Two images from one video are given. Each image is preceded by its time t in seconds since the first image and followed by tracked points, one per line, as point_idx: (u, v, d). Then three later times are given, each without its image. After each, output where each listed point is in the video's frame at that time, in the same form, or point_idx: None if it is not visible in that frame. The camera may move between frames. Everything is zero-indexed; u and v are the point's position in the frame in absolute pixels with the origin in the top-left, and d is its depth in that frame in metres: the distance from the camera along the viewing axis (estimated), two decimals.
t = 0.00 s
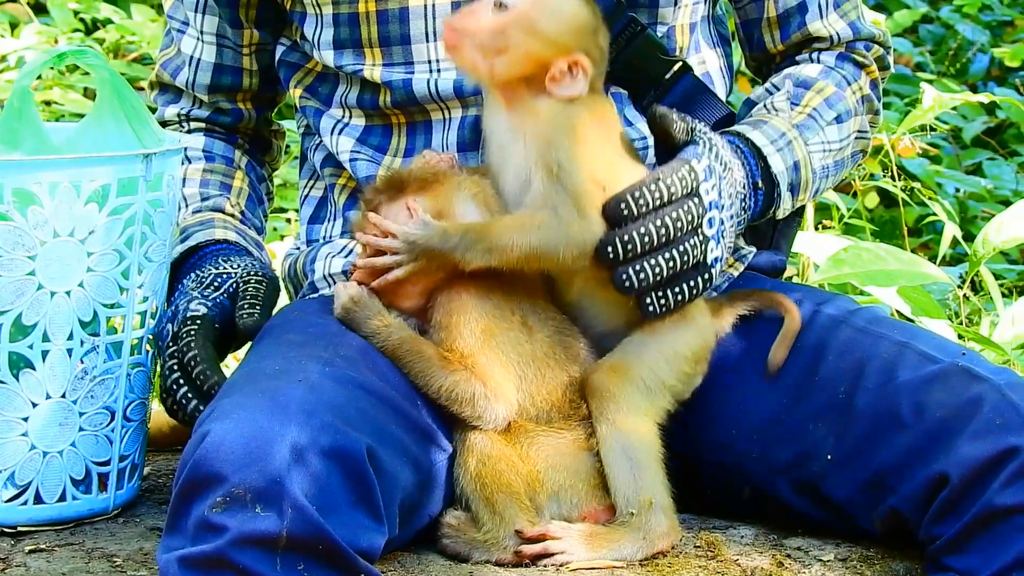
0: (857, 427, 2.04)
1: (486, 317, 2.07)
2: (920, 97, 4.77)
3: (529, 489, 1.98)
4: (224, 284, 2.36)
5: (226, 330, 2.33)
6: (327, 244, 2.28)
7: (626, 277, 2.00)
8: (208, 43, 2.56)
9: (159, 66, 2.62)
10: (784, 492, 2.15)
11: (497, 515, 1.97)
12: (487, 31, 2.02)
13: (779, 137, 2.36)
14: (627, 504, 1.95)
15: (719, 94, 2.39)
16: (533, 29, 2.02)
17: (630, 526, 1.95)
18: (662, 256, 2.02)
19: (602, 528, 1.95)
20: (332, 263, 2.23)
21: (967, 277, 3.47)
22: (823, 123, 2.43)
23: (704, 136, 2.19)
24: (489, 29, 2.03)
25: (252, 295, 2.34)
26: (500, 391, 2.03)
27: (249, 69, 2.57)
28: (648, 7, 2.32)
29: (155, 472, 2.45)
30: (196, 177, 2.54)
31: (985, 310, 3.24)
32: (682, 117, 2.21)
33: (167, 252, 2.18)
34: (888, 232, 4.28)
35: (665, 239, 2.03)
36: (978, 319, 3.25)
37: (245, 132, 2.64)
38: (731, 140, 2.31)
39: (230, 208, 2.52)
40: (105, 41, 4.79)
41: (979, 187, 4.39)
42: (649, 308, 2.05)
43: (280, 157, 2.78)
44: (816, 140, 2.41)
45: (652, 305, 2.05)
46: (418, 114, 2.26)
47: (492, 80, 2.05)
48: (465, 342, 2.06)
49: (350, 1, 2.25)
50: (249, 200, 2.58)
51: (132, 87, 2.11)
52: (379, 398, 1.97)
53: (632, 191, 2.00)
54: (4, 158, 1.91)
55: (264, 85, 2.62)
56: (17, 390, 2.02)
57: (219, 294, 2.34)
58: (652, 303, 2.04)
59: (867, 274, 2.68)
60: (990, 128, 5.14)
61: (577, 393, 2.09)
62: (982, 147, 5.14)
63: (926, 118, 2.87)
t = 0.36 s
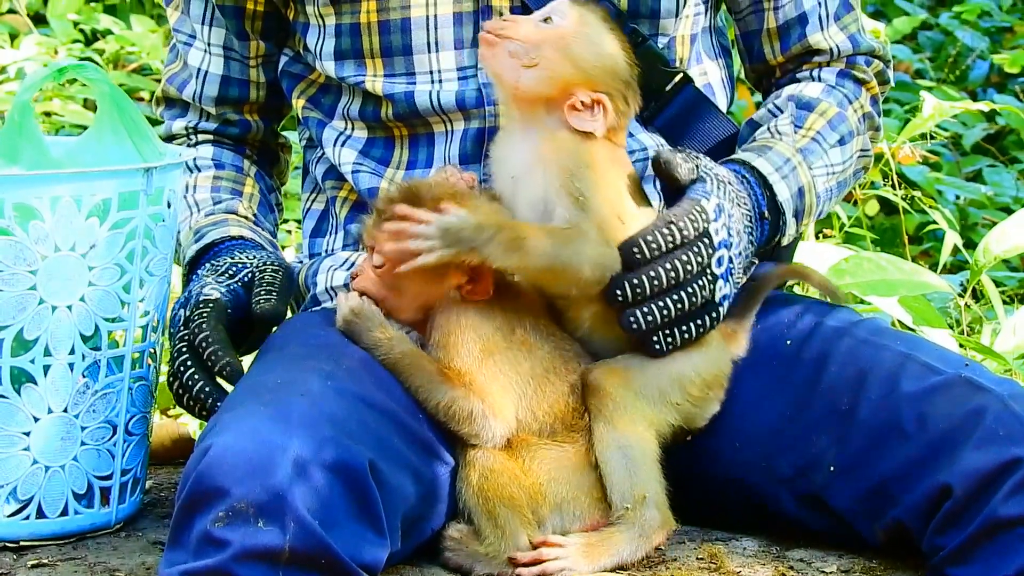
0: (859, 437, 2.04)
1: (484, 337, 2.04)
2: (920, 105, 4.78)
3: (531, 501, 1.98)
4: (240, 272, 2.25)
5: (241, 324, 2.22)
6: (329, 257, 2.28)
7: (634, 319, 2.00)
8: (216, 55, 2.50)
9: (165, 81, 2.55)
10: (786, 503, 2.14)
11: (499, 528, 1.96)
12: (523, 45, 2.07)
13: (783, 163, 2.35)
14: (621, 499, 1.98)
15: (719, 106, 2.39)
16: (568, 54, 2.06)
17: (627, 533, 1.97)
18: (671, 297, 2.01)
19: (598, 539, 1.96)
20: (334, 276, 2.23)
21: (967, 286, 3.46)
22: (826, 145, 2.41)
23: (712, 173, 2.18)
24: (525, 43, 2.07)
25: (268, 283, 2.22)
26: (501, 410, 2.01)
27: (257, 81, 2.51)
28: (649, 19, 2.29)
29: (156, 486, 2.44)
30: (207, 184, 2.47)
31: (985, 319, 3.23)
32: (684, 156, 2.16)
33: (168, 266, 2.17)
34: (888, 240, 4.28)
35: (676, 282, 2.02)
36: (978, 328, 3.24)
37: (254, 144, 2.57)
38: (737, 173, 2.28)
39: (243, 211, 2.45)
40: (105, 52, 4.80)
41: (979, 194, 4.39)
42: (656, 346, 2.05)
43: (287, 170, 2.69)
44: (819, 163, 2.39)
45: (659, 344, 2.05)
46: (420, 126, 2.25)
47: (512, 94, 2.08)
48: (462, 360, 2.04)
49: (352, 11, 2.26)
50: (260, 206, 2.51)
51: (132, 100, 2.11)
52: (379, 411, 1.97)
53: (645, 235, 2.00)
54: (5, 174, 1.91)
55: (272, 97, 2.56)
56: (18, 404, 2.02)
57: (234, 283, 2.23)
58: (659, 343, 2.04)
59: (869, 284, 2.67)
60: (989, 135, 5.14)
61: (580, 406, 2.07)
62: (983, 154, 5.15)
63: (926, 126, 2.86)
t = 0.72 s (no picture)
0: (857, 441, 2.03)
1: (473, 347, 2.05)
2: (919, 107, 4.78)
3: (527, 505, 1.98)
4: (238, 275, 2.24)
5: (239, 327, 2.21)
6: (326, 259, 2.28)
7: (665, 346, 2.02)
8: (213, 57, 2.49)
9: (163, 83, 2.55)
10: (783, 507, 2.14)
11: (495, 531, 1.95)
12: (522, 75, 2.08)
13: (795, 180, 2.34)
14: (624, 518, 1.95)
15: (717, 108, 2.39)
16: (564, 87, 2.05)
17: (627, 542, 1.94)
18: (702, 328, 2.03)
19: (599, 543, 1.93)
20: (331, 278, 2.23)
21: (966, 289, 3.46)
22: (834, 160, 2.42)
23: (741, 199, 2.20)
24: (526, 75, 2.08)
25: (266, 286, 2.21)
26: (491, 422, 2.01)
27: (254, 84, 2.51)
28: (647, 20, 2.30)
29: (154, 487, 2.44)
30: (204, 188, 2.47)
31: (984, 322, 3.22)
32: (714, 184, 2.17)
33: (166, 268, 2.18)
34: (887, 242, 4.28)
35: (708, 314, 2.05)
36: (977, 331, 3.24)
37: (251, 147, 2.58)
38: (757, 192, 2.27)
39: (241, 214, 2.44)
40: (104, 53, 4.81)
41: (978, 197, 4.39)
42: (683, 370, 2.04)
43: (284, 174, 2.71)
44: (828, 179, 2.40)
45: (686, 369, 2.04)
46: (417, 129, 2.25)
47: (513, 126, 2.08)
48: (454, 366, 2.04)
49: (350, 13, 2.26)
50: (258, 209, 2.52)
51: (130, 100, 2.11)
52: (377, 414, 1.97)
53: (681, 266, 2.02)
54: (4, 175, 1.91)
55: (270, 101, 2.56)
56: (16, 405, 2.03)
57: (232, 285, 2.23)
58: (685, 368, 2.04)
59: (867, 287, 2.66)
60: (988, 138, 5.14)
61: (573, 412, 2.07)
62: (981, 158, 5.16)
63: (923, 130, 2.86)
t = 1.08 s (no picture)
0: (855, 442, 2.03)
1: (475, 341, 2.04)
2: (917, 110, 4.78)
3: (524, 505, 1.98)
4: (236, 275, 2.24)
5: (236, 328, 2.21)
6: (322, 260, 2.27)
7: (680, 400, 2.02)
8: (212, 55, 2.49)
9: (161, 81, 2.55)
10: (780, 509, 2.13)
11: (493, 532, 1.96)
12: (552, 124, 2.09)
13: (798, 206, 2.31)
14: (623, 527, 1.94)
15: (713, 112, 2.37)
16: (600, 133, 2.06)
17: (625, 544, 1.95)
18: (717, 378, 2.04)
19: (601, 539, 1.92)
20: (327, 279, 2.21)
21: (964, 289, 3.46)
22: (834, 183, 2.39)
23: (754, 242, 2.15)
24: (556, 123, 2.10)
25: (264, 287, 2.20)
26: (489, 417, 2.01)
27: (252, 82, 2.51)
28: (644, 23, 2.30)
29: (151, 489, 2.44)
30: (202, 187, 2.46)
31: (982, 322, 3.22)
32: (728, 233, 2.11)
33: (163, 269, 2.18)
34: (885, 244, 4.27)
35: (724, 365, 2.03)
36: (975, 331, 3.23)
37: (248, 146, 2.58)
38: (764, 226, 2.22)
39: (239, 214, 2.44)
40: (101, 55, 4.81)
41: (976, 199, 4.39)
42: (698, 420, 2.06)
43: (281, 175, 2.72)
44: (829, 203, 2.37)
45: (702, 418, 2.06)
46: (414, 129, 2.25)
47: (548, 176, 2.10)
48: (451, 355, 2.04)
49: (348, 11, 2.26)
50: (256, 208, 2.51)
51: (127, 103, 2.10)
52: (376, 416, 1.97)
53: (697, 323, 2.00)
54: None
55: (267, 100, 2.57)
56: (13, 407, 2.03)
57: (231, 286, 2.22)
58: (702, 418, 2.06)
59: (864, 288, 2.66)
60: (986, 139, 5.15)
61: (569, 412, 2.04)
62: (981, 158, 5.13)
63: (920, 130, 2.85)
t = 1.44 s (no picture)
0: (848, 437, 2.13)
1: (489, 340, 2.14)
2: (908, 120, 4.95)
3: (534, 494, 2.13)
4: (260, 279, 2.31)
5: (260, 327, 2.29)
6: (340, 261, 2.36)
7: (688, 428, 2.13)
8: (235, 66, 2.59)
9: (186, 92, 2.64)
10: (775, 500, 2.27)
11: (503, 520, 2.11)
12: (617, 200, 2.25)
13: (805, 223, 2.38)
14: (634, 513, 2.10)
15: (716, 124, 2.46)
16: (659, 179, 2.24)
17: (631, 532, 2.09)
18: (722, 408, 2.13)
19: (609, 524, 2.09)
20: (345, 279, 2.32)
21: (951, 290, 3.57)
22: (836, 200, 2.46)
23: (763, 270, 2.22)
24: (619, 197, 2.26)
25: (286, 289, 2.29)
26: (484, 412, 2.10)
27: (274, 91, 2.60)
28: (649, 37, 2.38)
29: (179, 479, 2.56)
30: (227, 194, 2.53)
31: (970, 322, 3.33)
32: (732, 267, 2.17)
33: (185, 270, 2.28)
34: (877, 247, 4.31)
35: (733, 394, 2.13)
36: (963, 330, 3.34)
37: (271, 154, 2.67)
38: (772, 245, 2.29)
39: (262, 219, 2.51)
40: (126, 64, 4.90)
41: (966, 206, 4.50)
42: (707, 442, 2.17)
43: (301, 180, 2.80)
44: (831, 220, 2.43)
45: (712, 441, 2.17)
46: (429, 136, 2.34)
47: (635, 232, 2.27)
48: (466, 354, 2.12)
49: (366, 22, 2.34)
50: (279, 214, 2.58)
51: (152, 112, 2.19)
52: (391, 411, 2.06)
53: (701, 358, 2.09)
54: (27, 181, 2.00)
55: (289, 107, 2.64)
56: (44, 402, 2.12)
57: (254, 289, 2.30)
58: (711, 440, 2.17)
59: (856, 289, 2.74)
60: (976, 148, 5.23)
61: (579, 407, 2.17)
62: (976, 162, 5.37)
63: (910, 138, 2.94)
